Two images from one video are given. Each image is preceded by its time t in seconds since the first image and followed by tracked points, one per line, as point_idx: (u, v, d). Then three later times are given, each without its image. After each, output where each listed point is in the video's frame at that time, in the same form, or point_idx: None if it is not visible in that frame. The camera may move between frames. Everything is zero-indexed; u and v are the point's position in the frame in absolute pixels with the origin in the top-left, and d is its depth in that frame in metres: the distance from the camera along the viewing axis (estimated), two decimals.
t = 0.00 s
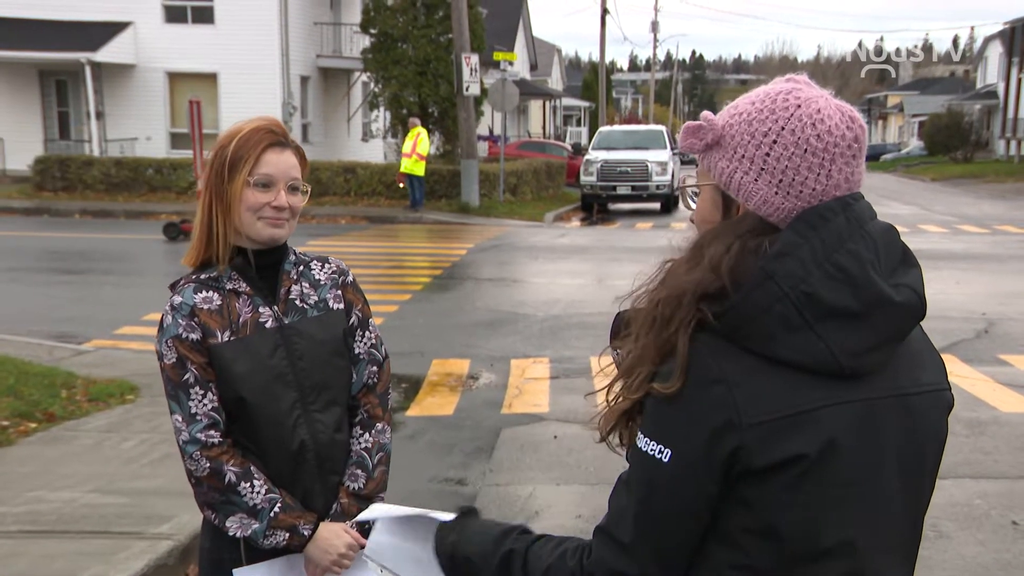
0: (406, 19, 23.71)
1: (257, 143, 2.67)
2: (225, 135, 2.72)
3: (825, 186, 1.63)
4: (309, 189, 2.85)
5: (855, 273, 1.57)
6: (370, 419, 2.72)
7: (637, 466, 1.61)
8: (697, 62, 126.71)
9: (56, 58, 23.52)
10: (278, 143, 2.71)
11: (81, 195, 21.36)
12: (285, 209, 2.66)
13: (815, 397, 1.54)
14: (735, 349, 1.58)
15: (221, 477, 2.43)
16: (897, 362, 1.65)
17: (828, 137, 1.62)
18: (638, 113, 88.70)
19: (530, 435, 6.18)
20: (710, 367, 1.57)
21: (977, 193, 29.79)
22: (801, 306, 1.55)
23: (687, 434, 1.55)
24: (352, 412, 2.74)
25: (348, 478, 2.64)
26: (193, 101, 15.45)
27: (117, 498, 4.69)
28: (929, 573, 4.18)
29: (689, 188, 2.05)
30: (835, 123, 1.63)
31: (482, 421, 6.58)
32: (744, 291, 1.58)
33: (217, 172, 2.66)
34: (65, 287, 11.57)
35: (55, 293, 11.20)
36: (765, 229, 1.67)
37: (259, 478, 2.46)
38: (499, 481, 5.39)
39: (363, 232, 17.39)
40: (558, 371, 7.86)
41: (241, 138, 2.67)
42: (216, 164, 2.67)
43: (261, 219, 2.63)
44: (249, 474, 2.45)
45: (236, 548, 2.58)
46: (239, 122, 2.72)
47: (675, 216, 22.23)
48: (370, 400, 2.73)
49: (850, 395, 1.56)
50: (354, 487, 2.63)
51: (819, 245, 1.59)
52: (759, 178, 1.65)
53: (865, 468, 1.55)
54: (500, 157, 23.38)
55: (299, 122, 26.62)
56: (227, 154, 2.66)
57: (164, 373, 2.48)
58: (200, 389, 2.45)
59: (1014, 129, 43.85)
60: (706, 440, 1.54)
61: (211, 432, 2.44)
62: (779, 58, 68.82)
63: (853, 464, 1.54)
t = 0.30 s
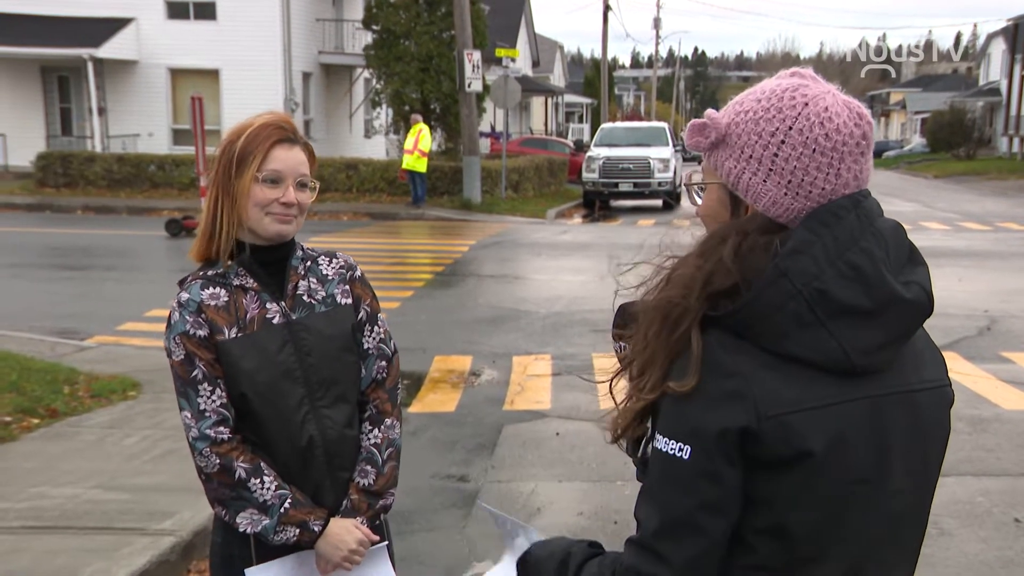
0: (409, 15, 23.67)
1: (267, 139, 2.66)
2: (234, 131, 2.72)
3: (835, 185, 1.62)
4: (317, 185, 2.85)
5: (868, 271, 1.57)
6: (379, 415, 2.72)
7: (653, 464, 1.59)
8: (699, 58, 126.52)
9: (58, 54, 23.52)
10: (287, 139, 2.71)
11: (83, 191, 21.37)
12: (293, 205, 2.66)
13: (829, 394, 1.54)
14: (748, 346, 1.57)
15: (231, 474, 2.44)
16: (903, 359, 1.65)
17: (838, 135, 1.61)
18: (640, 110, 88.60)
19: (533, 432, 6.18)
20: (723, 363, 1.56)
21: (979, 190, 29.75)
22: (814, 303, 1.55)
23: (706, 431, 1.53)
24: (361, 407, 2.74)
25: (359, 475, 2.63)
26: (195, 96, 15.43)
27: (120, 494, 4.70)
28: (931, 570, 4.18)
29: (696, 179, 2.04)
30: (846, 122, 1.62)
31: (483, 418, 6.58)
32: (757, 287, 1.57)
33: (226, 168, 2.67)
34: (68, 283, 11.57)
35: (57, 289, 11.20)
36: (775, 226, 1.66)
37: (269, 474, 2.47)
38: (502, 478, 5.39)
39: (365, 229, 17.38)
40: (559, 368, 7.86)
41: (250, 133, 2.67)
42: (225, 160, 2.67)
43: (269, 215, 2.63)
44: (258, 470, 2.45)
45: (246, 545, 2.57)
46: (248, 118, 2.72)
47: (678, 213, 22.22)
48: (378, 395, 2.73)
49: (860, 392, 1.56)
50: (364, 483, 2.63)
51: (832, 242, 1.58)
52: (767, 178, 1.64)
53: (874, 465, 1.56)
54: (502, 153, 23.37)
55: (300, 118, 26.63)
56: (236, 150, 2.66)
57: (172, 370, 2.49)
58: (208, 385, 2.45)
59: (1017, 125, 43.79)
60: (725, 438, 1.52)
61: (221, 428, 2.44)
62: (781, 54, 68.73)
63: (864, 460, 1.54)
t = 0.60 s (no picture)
0: (408, 15, 23.63)
1: (271, 138, 2.67)
2: (238, 130, 2.72)
3: (833, 186, 1.62)
4: (320, 182, 2.85)
5: (873, 273, 1.56)
6: (379, 417, 2.71)
7: (656, 466, 1.59)
8: (698, 58, 126.53)
9: (57, 54, 23.50)
10: (291, 137, 2.71)
11: (82, 191, 21.36)
12: (298, 203, 2.67)
13: (833, 394, 1.54)
14: (752, 345, 1.57)
15: (230, 473, 2.44)
16: (906, 359, 1.65)
17: (837, 138, 1.61)
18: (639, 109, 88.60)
19: (532, 432, 6.18)
20: (728, 363, 1.56)
21: (978, 190, 29.75)
22: (818, 306, 1.54)
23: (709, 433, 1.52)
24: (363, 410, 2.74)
25: (357, 477, 2.63)
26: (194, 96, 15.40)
27: (120, 494, 4.70)
28: (929, 570, 4.18)
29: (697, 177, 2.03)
30: (844, 122, 1.61)
31: (482, 417, 6.58)
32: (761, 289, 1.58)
33: (231, 167, 2.67)
34: (67, 283, 11.56)
35: (56, 289, 11.19)
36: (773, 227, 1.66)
37: (268, 475, 2.46)
38: (501, 477, 5.39)
39: (364, 229, 17.37)
40: (559, 367, 7.85)
41: (253, 132, 2.67)
42: (229, 160, 2.67)
43: (273, 214, 2.63)
44: (257, 471, 2.45)
45: (243, 546, 2.57)
46: (252, 118, 2.72)
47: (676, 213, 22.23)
48: (380, 398, 2.73)
49: (864, 394, 1.57)
50: (363, 486, 2.62)
51: (836, 243, 1.57)
52: (766, 179, 1.64)
53: (877, 466, 1.56)
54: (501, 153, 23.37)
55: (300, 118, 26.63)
56: (240, 148, 2.66)
57: (174, 369, 2.49)
58: (209, 385, 2.45)
59: (1016, 125, 43.77)
60: (729, 438, 1.52)
61: (221, 428, 2.44)
62: (780, 54, 68.72)
63: (868, 460, 1.55)
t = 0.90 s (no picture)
0: (406, 16, 23.63)
1: (272, 139, 2.65)
2: (239, 130, 2.71)
3: (804, 190, 1.60)
4: (321, 183, 2.85)
5: (862, 274, 1.57)
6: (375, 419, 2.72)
7: (646, 470, 1.60)
8: (695, 59, 126.53)
9: (54, 55, 23.50)
10: (293, 139, 2.70)
11: (79, 192, 21.35)
12: (298, 205, 2.67)
13: (822, 395, 1.54)
14: (741, 348, 1.57)
15: (227, 474, 2.43)
16: (898, 358, 1.66)
17: (806, 140, 1.58)
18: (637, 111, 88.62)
19: (530, 434, 6.18)
20: (718, 366, 1.56)
21: (976, 191, 29.75)
22: (807, 308, 1.55)
23: (698, 434, 1.53)
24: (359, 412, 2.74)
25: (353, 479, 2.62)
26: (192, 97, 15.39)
27: (117, 495, 4.69)
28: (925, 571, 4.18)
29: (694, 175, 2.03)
30: (813, 123, 1.58)
31: (480, 418, 6.58)
32: (753, 291, 1.58)
33: (232, 168, 2.66)
34: (64, 284, 11.55)
35: (53, 290, 11.18)
36: (752, 229, 1.66)
37: (264, 476, 2.46)
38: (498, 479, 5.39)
39: (362, 230, 17.36)
40: (556, 369, 7.85)
41: (255, 133, 2.66)
42: (230, 160, 2.66)
43: (276, 217, 2.64)
44: (254, 472, 2.45)
45: (238, 545, 2.57)
46: (254, 118, 2.72)
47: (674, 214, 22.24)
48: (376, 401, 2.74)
49: (855, 393, 1.57)
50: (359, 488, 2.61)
51: (826, 245, 1.58)
52: (738, 180, 1.64)
53: (868, 464, 1.56)
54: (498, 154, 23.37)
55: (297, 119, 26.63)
56: (241, 149, 2.65)
57: (173, 369, 2.48)
58: (207, 386, 2.45)
59: (1013, 127, 43.82)
60: (717, 441, 1.52)
61: (218, 429, 2.44)
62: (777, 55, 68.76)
63: (859, 459, 1.55)
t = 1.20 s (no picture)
0: (405, 18, 23.65)
1: (271, 142, 2.66)
2: (238, 135, 2.72)
3: (793, 185, 1.61)
4: (321, 187, 2.84)
5: (860, 278, 1.57)
6: (375, 421, 2.72)
7: (647, 475, 1.60)
8: (694, 62, 126.61)
9: (53, 57, 23.50)
10: (292, 143, 2.70)
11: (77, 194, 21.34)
12: (298, 209, 2.66)
13: (821, 398, 1.55)
14: (740, 353, 1.58)
15: (227, 475, 2.43)
16: (897, 360, 1.66)
17: (790, 136, 1.60)
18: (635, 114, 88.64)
19: (528, 436, 6.18)
20: (718, 371, 1.56)
21: (974, 195, 29.80)
22: (806, 311, 1.55)
23: (698, 441, 1.54)
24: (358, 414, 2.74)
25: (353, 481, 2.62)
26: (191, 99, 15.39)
27: (115, 497, 4.69)
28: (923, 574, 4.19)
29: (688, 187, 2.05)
30: (797, 119, 1.61)
31: (478, 421, 6.58)
32: (750, 295, 1.58)
33: (233, 172, 2.66)
34: (62, 286, 11.54)
35: (52, 292, 11.18)
36: (746, 232, 1.67)
37: (264, 477, 2.47)
38: (497, 481, 5.39)
39: (360, 233, 17.36)
40: (554, 371, 7.85)
41: (254, 136, 2.67)
42: (230, 164, 2.67)
43: (275, 220, 2.63)
44: (254, 473, 2.45)
45: (239, 547, 2.57)
46: (254, 121, 2.72)
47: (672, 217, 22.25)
48: (376, 403, 2.74)
49: (855, 396, 1.57)
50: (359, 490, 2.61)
51: (823, 248, 1.59)
52: (728, 182, 1.66)
53: (867, 467, 1.56)
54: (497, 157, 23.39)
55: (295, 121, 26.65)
56: (241, 153, 2.66)
57: (173, 370, 2.48)
58: (208, 387, 2.45)
59: (1011, 130, 43.88)
60: (716, 447, 1.53)
61: (218, 430, 2.44)
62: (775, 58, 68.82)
63: (859, 464, 1.56)
